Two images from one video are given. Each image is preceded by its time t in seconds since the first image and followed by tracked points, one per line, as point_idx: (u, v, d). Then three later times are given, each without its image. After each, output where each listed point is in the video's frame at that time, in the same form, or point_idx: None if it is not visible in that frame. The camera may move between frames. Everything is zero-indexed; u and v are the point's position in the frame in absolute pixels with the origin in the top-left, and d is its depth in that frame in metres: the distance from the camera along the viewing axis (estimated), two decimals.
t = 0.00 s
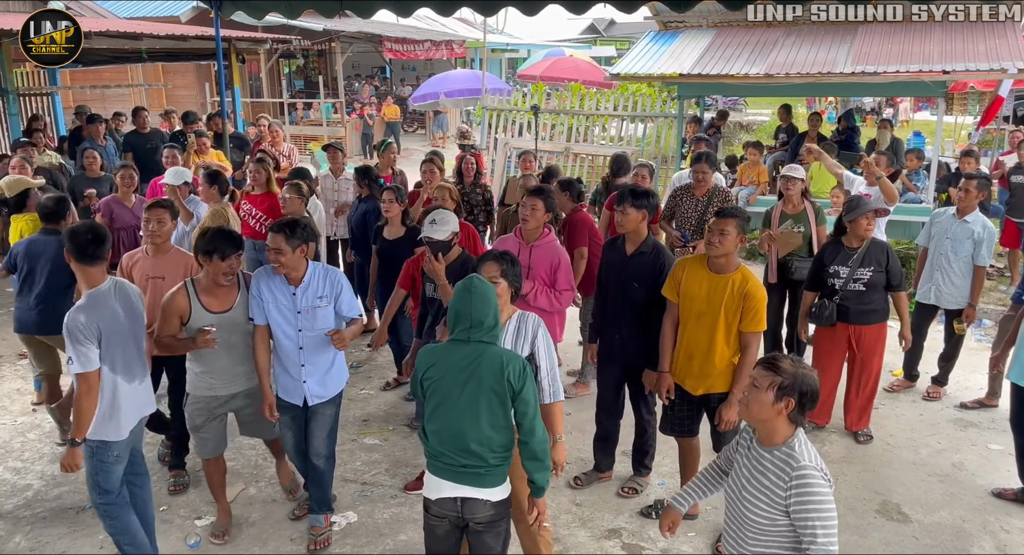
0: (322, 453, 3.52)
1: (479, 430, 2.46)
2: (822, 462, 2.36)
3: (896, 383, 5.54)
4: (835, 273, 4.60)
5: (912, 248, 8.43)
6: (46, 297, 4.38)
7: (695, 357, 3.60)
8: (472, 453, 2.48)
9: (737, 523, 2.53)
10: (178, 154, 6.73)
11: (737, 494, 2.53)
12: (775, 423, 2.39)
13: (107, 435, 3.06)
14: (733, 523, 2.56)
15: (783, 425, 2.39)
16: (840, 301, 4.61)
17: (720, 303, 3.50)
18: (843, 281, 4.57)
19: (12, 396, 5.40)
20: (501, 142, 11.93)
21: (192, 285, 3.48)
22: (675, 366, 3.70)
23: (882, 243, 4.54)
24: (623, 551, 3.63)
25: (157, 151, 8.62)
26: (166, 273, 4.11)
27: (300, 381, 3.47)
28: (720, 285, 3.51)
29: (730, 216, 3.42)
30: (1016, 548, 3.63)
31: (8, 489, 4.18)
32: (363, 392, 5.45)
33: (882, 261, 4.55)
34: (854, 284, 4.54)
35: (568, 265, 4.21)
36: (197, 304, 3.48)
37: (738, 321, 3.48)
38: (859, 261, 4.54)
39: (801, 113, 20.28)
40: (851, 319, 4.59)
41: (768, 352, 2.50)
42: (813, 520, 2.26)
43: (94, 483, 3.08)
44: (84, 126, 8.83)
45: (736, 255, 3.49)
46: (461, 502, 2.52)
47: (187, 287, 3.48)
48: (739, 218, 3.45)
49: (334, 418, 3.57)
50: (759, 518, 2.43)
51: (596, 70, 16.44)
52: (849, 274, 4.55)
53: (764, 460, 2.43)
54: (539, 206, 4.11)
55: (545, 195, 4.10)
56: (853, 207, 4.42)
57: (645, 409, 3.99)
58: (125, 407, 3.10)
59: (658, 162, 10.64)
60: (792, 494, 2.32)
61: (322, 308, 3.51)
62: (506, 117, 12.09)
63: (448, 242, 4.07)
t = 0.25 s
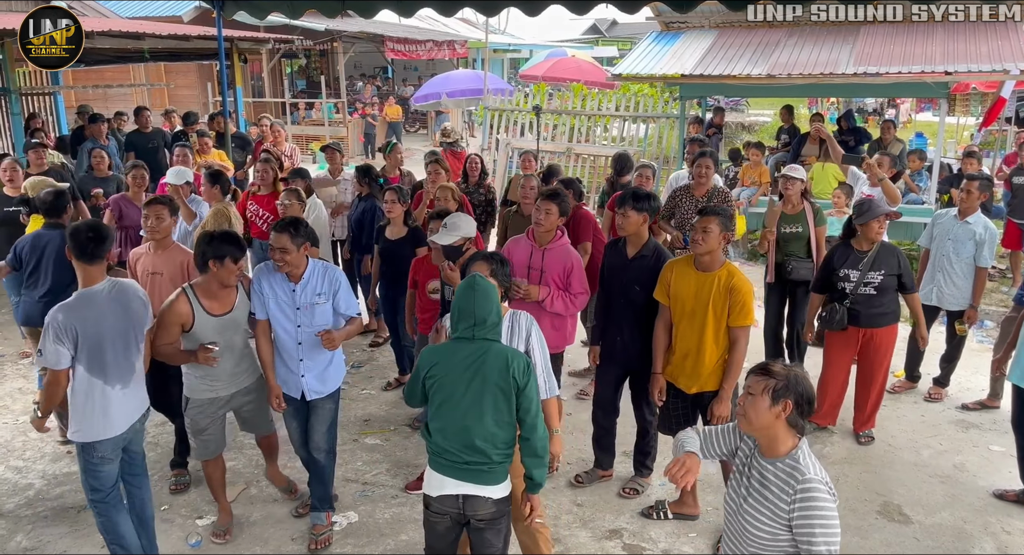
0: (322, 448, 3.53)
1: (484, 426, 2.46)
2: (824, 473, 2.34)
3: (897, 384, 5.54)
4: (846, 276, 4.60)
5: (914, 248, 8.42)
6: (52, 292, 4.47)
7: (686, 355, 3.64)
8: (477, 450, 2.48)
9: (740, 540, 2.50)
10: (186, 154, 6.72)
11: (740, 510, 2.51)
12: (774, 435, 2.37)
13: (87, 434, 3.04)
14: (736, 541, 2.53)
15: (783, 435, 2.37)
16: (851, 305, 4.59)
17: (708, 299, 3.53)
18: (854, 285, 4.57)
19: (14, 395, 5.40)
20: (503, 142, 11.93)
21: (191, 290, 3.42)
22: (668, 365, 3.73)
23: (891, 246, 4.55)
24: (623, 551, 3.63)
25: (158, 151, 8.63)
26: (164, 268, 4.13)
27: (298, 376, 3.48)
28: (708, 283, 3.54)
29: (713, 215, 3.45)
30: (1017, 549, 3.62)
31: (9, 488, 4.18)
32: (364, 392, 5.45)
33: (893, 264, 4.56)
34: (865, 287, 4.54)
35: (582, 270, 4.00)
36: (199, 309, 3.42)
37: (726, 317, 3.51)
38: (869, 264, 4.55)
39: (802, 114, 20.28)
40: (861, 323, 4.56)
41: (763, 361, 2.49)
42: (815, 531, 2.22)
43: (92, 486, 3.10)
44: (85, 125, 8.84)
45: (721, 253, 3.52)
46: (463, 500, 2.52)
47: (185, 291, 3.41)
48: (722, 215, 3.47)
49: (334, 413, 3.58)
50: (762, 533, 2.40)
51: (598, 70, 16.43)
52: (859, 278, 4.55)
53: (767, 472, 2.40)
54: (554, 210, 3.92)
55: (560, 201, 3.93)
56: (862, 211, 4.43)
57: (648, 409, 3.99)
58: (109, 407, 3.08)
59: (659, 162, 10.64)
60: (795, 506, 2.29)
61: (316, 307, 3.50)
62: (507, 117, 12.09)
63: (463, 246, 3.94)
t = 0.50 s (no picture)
0: (327, 442, 3.53)
1: (481, 427, 2.46)
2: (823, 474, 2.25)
3: (898, 385, 5.53)
4: (856, 275, 4.58)
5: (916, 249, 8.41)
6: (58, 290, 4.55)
7: (686, 353, 3.64)
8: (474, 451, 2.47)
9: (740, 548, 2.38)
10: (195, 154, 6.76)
11: (737, 519, 2.40)
12: (772, 440, 2.26)
13: (85, 437, 3.04)
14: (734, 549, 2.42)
15: (780, 438, 2.26)
16: (861, 305, 4.57)
17: (701, 297, 3.55)
18: (864, 284, 4.55)
19: (15, 394, 5.41)
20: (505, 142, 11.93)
21: (195, 292, 3.37)
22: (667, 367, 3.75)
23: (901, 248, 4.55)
24: (624, 552, 3.63)
25: (160, 150, 8.63)
26: (168, 264, 4.15)
27: (298, 366, 3.49)
28: (698, 281, 3.56)
29: (697, 215, 3.44)
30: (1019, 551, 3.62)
31: (11, 487, 4.19)
32: (364, 392, 5.45)
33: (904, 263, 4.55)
34: (876, 287, 4.52)
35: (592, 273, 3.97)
36: (206, 311, 3.39)
37: (720, 308, 3.52)
38: (879, 263, 4.54)
39: (804, 114, 20.26)
40: (871, 323, 4.56)
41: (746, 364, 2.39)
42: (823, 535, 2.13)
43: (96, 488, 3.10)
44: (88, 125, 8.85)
45: (708, 250, 3.54)
46: (458, 500, 2.52)
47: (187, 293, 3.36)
48: (706, 215, 3.47)
49: (337, 409, 3.59)
50: (762, 542, 2.29)
51: (600, 70, 16.42)
52: (870, 278, 4.53)
53: (763, 477, 2.29)
54: (562, 209, 3.90)
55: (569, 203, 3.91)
56: (871, 212, 4.43)
57: (645, 411, 3.99)
58: (106, 410, 3.08)
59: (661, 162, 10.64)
60: (796, 511, 2.19)
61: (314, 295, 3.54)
62: (509, 118, 12.09)
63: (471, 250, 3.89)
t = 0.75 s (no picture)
0: (326, 442, 3.52)
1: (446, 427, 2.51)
2: (808, 487, 2.31)
3: (900, 386, 5.53)
4: (864, 276, 4.57)
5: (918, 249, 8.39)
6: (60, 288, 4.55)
7: (689, 356, 3.69)
8: (442, 450, 2.53)
9: None
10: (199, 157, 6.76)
11: (727, 526, 2.51)
12: (755, 452, 2.35)
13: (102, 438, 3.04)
14: None
15: (766, 451, 2.35)
16: (866, 305, 4.55)
17: (699, 298, 3.58)
18: (870, 285, 4.54)
19: (17, 392, 5.42)
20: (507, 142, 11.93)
21: (198, 293, 3.37)
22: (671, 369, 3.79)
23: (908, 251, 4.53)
24: (625, 552, 3.63)
25: (163, 149, 8.65)
26: (178, 260, 4.26)
27: (302, 364, 3.49)
28: (692, 280, 3.59)
29: (689, 214, 3.49)
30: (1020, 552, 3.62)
31: (13, 485, 4.19)
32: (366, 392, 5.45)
33: (910, 266, 4.56)
34: (882, 288, 4.51)
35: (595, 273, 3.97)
36: (213, 312, 3.39)
37: (719, 305, 3.54)
38: (887, 265, 4.54)
39: (806, 115, 20.25)
40: (875, 324, 4.55)
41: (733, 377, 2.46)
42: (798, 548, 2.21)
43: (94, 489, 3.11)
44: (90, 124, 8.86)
45: (702, 249, 3.57)
46: (431, 495, 2.58)
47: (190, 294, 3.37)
48: (698, 214, 3.51)
49: (337, 408, 3.57)
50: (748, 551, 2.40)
51: (602, 70, 16.42)
52: (877, 279, 4.53)
53: (752, 489, 2.39)
54: (566, 210, 3.86)
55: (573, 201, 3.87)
56: (882, 212, 4.41)
57: (628, 413, 4.00)
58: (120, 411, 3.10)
59: (663, 162, 10.64)
60: (777, 523, 2.28)
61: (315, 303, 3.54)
62: (511, 117, 12.08)
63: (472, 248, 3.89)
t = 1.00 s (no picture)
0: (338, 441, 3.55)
1: (406, 415, 2.54)
2: (782, 481, 2.32)
3: (903, 386, 5.52)
4: (872, 273, 4.55)
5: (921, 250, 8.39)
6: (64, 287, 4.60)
7: (698, 356, 3.65)
8: (404, 438, 2.56)
9: (699, 533, 2.55)
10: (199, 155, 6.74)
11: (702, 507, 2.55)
12: (732, 441, 2.38)
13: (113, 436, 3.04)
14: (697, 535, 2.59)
15: (744, 440, 2.38)
16: (872, 304, 4.54)
17: (707, 297, 3.55)
18: (878, 284, 4.52)
19: (19, 391, 5.42)
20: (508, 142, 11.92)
21: (201, 292, 3.38)
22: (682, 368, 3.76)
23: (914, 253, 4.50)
24: (628, 551, 3.63)
25: (165, 148, 8.65)
26: (187, 255, 4.36)
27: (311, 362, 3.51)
28: (702, 278, 3.56)
29: (700, 213, 3.44)
30: None
31: (16, 483, 4.20)
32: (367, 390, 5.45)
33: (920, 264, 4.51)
34: (889, 287, 4.49)
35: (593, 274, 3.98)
36: (215, 312, 3.38)
37: (725, 303, 3.49)
38: (896, 264, 4.51)
39: (809, 114, 20.23)
40: (881, 323, 4.54)
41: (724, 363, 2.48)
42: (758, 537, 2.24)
43: (93, 485, 3.10)
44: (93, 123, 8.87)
45: (711, 248, 3.53)
46: (396, 486, 2.60)
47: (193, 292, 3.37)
48: (708, 214, 3.46)
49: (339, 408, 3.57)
50: (716, 532, 2.45)
51: (605, 70, 16.41)
52: (884, 278, 4.50)
53: (728, 472, 2.42)
54: (563, 210, 3.87)
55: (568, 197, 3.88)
56: (892, 210, 4.39)
57: (617, 412, 3.98)
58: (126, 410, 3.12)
59: (665, 162, 10.64)
60: (744, 508, 2.31)
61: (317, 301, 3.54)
62: (514, 117, 12.08)
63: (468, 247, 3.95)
